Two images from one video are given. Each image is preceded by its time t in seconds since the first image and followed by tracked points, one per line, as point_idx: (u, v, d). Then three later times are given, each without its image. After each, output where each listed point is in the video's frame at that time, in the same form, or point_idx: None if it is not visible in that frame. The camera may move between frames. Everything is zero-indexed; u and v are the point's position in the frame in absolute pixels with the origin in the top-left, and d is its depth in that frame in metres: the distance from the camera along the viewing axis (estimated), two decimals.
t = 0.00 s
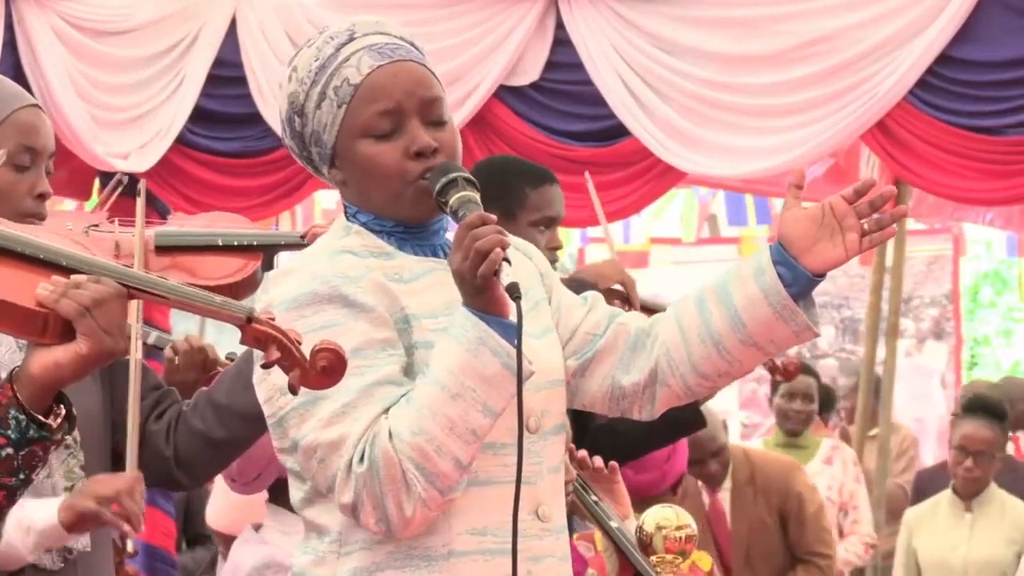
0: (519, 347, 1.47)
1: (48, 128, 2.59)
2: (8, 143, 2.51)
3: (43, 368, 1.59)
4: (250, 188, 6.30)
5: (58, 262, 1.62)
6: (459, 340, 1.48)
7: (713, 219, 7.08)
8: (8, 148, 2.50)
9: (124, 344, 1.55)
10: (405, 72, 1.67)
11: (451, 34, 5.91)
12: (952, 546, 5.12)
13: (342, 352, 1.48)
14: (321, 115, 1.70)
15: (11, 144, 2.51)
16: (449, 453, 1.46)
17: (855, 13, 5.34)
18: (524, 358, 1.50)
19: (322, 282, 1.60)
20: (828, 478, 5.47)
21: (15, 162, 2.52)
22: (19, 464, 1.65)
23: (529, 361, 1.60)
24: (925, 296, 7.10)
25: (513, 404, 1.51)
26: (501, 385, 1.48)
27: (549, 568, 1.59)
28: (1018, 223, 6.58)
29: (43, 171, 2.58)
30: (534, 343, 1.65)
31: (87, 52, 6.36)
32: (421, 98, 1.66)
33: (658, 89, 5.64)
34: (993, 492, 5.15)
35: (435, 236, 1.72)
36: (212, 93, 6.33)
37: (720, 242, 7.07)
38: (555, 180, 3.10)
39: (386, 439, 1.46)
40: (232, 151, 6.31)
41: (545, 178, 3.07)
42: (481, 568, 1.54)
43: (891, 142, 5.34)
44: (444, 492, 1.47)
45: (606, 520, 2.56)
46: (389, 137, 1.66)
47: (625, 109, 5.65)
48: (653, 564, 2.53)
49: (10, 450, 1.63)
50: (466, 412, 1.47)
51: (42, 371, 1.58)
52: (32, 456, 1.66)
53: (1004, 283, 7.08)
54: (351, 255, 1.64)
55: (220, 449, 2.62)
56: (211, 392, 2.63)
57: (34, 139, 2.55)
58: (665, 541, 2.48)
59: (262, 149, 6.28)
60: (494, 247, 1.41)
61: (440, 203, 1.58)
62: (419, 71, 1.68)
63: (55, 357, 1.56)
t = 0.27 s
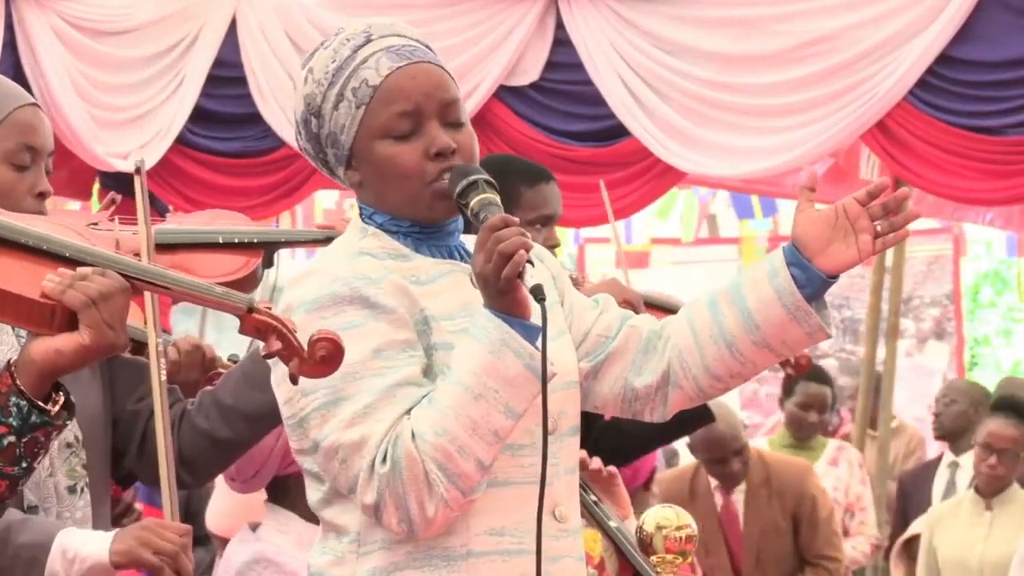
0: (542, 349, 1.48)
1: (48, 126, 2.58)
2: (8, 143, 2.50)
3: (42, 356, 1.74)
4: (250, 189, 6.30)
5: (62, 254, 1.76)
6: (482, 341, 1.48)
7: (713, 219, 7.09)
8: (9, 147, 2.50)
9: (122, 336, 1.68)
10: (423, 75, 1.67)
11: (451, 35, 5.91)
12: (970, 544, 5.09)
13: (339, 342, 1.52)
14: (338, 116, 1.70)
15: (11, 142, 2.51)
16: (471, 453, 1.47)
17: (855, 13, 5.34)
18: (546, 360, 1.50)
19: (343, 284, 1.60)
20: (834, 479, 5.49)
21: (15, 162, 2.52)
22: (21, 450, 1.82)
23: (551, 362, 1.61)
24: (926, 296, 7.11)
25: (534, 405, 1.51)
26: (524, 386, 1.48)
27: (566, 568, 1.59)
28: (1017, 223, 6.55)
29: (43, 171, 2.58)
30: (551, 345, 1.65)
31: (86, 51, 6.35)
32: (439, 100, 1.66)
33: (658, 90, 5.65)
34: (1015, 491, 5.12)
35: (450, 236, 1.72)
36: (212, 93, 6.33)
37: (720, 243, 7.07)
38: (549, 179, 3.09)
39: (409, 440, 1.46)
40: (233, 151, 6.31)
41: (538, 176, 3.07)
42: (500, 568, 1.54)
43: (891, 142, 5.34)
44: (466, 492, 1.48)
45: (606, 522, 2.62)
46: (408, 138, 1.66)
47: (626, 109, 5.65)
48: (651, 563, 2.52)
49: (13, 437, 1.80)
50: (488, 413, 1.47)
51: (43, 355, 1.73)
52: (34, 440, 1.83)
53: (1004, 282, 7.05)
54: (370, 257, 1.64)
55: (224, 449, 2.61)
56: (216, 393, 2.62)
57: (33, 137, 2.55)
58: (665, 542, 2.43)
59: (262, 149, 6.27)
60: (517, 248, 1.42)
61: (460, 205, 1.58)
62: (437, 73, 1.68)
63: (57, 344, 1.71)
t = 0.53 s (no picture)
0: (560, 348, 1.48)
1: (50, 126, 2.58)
2: (10, 142, 2.50)
3: (42, 347, 1.80)
4: (251, 189, 6.30)
5: (61, 245, 1.89)
6: (500, 339, 1.48)
7: (713, 220, 7.11)
8: (9, 146, 2.49)
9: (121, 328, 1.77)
10: (438, 74, 1.68)
11: (451, 35, 5.91)
12: (985, 544, 5.06)
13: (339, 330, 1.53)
14: (355, 115, 1.71)
15: (12, 142, 2.51)
16: (489, 451, 1.47)
17: (856, 13, 5.34)
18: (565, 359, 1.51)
19: (361, 283, 1.59)
20: (838, 479, 5.53)
21: (16, 161, 2.51)
22: (23, 440, 1.87)
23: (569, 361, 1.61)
24: (925, 296, 7.12)
25: (552, 404, 1.52)
26: (541, 384, 1.49)
27: (580, 568, 1.59)
28: (1017, 223, 6.53)
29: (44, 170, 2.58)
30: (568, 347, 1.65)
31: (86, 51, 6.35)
32: (455, 98, 1.67)
33: (658, 90, 5.65)
34: None
35: (464, 239, 1.73)
36: (212, 93, 6.32)
37: (721, 243, 7.09)
38: (548, 178, 3.09)
39: (428, 437, 1.46)
40: (233, 151, 6.30)
41: (536, 176, 3.07)
42: (515, 567, 1.54)
43: (891, 142, 5.34)
44: (483, 490, 1.47)
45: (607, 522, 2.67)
46: (424, 135, 1.67)
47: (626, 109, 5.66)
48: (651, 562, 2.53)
49: (13, 427, 1.85)
50: (507, 411, 1.47)
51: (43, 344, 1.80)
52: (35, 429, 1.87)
53: (1004, 282, 7.04)
54: (387, 256, 1.64)
55: (225, 449, 2.62)
56: (217, 392, 2.62)
57: (34, 137, 2.55)
58: (665, 542, 2.44)
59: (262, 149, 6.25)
60: (536, 246, 1.43)
61: (477, 205, 1.58)
62: (453, 72, 1.69)
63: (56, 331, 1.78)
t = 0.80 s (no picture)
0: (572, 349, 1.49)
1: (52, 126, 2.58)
2: (11, 142, 2.50)
3: (70, 356, 1.76)
4: (251, 189, 6.30)
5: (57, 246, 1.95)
6: (512, 340, 1.49)
7: (713, 219, 7.12)
8: (10, 146, 2.49)
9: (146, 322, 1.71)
10: (454, 70, 1.69)
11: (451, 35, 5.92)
12: (996, 543, 4.96)
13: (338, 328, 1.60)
14: (371, 111, 1.71)
15: (13, 142, 2.51)
16: (498, 451, 1.47)
17: (856, 13, 5.34)
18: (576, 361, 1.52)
19: (374, 281, 1.59)
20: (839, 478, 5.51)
21: (17, 162, 2.51)
22: (48, 455, 1.84)
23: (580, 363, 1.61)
24: (926, 296, 7.11)
25: (562, 404, 1.52)
26: (552, 385, 1.49)
27: (587, 569, 1.59)
28: (1017, 222, 6.52)
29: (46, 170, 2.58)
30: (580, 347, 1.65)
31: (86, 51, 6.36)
32: (470, 95, 1.68)
33: (658, 90, 5.65)
34: None
35: (479, 240, 1.73)
36: (212, 93, 6.32)
37: (720, 243, 7.10)
38: (549, 180, 3.09)
39: (437, 437, 1.46)
40: (234, 151, 6.30)
41: (538, 179, 3.07)
42: (523, 567, 1.54)
43: (892, 142, 5.34)
44: (491, 490, 1.47)
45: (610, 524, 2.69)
46: (439, 131, 1.67)
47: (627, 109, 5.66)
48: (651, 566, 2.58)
49: (40, 442, 1.82)
50: (517, 412, 1.47)
51: (69, 358, 1.76)
52: (62, 445, 1.85)
53: (1004, 282, 7.03)
54: (400, 255, 1.64)
55: (227, 449, 2.59)
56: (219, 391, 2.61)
57: (36, 137, 2.55)
58: (665, 541, 2.53)
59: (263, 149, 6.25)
60: (551, 248, 1.44)
61: (491, 205, 1.58)
62: (468, 69, 1.70)
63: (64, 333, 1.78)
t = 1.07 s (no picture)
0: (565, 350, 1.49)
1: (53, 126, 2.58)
2: (12, 144, 2.50)
3: (155, 349, 1.63)
4: (251, 189, 6.30)
5: (54, 252, 1.90)
6: (505, 341, 1.49)
7: (713, 220, 7.12)
8: (10, 149, 2.49)
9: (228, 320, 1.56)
10: (457, 68, 1.69)
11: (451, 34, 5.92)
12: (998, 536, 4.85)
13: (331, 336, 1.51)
14: (375, 109, 1.71)
15: (14, 144, 2.51)
16: (490, 452, 1.47)
17: (856, 13, 5.34)
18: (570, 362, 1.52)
19: (370, 280, 1.59)
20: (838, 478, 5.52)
21: (18, 164, 2.51)
22: (118, 461, 1.64)
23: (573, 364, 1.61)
24: (927, 296, 7.09)
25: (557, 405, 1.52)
26: (545, 386, 1.49)
27: (583, 570, 1.59)
28: (1017, 222, 6.52)
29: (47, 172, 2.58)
30: (577, 347, 1.66)
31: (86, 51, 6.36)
32: (473, 92, 1.67)
33: (658, 90, 5.65)
34: None
35: (480, 240, 1.73)
36: (212, 94, 6.32)
37: (720, 242, 7.08)
38: (560, 182, 3.08)
39: (428, 437, 1.47)
40: (234, 151, 6.30)
41: (549, 180, 3.06)
42: (516, 568, 1.54)
43: (891, 142, 5.34)
44: (483, 490, 1.47)
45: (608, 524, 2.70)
46: (441, 128, 1.67)
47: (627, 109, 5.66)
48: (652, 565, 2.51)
49: (115, 447, 1.63)
50: (509, 413, 1.47)
51: (154, 352, 1.63)
52: (135, 455, 1.65)
53: (1004, 282, 7.04)
54: (398, 254, 1.64)
55: (222, 450, 2.34)
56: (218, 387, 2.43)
57: (37, 139, 2.55)
58: (665, 542, 2.44)
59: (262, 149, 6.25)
60: (545, 249, 1.44)
61: (489, 206, 1.58)
62: (472, 67, 1.69)
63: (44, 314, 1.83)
